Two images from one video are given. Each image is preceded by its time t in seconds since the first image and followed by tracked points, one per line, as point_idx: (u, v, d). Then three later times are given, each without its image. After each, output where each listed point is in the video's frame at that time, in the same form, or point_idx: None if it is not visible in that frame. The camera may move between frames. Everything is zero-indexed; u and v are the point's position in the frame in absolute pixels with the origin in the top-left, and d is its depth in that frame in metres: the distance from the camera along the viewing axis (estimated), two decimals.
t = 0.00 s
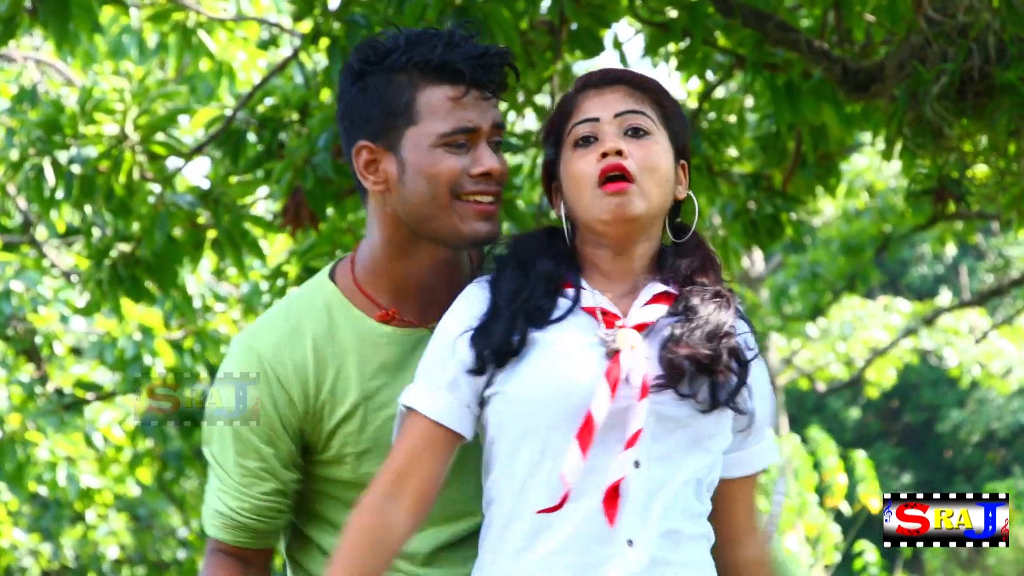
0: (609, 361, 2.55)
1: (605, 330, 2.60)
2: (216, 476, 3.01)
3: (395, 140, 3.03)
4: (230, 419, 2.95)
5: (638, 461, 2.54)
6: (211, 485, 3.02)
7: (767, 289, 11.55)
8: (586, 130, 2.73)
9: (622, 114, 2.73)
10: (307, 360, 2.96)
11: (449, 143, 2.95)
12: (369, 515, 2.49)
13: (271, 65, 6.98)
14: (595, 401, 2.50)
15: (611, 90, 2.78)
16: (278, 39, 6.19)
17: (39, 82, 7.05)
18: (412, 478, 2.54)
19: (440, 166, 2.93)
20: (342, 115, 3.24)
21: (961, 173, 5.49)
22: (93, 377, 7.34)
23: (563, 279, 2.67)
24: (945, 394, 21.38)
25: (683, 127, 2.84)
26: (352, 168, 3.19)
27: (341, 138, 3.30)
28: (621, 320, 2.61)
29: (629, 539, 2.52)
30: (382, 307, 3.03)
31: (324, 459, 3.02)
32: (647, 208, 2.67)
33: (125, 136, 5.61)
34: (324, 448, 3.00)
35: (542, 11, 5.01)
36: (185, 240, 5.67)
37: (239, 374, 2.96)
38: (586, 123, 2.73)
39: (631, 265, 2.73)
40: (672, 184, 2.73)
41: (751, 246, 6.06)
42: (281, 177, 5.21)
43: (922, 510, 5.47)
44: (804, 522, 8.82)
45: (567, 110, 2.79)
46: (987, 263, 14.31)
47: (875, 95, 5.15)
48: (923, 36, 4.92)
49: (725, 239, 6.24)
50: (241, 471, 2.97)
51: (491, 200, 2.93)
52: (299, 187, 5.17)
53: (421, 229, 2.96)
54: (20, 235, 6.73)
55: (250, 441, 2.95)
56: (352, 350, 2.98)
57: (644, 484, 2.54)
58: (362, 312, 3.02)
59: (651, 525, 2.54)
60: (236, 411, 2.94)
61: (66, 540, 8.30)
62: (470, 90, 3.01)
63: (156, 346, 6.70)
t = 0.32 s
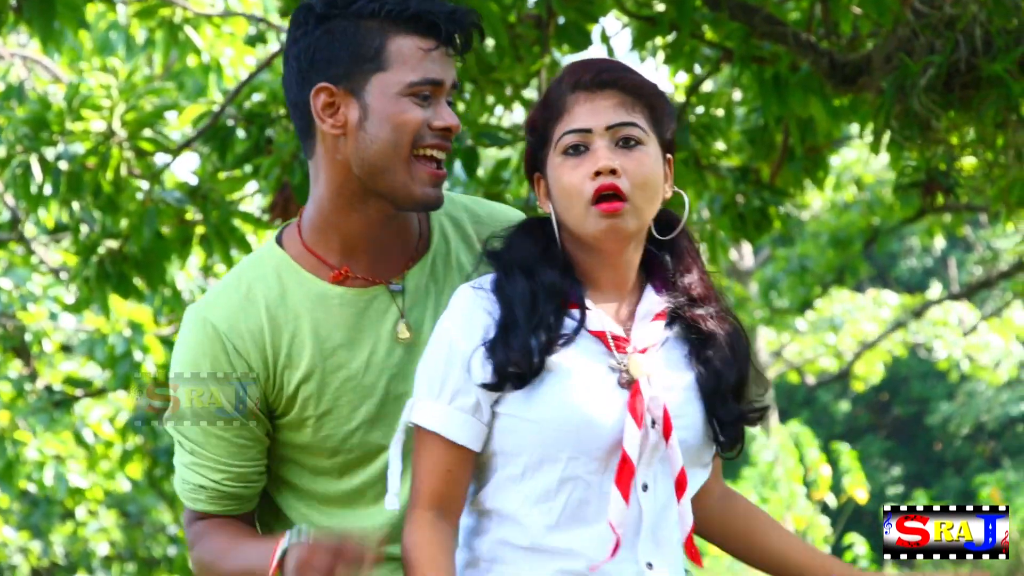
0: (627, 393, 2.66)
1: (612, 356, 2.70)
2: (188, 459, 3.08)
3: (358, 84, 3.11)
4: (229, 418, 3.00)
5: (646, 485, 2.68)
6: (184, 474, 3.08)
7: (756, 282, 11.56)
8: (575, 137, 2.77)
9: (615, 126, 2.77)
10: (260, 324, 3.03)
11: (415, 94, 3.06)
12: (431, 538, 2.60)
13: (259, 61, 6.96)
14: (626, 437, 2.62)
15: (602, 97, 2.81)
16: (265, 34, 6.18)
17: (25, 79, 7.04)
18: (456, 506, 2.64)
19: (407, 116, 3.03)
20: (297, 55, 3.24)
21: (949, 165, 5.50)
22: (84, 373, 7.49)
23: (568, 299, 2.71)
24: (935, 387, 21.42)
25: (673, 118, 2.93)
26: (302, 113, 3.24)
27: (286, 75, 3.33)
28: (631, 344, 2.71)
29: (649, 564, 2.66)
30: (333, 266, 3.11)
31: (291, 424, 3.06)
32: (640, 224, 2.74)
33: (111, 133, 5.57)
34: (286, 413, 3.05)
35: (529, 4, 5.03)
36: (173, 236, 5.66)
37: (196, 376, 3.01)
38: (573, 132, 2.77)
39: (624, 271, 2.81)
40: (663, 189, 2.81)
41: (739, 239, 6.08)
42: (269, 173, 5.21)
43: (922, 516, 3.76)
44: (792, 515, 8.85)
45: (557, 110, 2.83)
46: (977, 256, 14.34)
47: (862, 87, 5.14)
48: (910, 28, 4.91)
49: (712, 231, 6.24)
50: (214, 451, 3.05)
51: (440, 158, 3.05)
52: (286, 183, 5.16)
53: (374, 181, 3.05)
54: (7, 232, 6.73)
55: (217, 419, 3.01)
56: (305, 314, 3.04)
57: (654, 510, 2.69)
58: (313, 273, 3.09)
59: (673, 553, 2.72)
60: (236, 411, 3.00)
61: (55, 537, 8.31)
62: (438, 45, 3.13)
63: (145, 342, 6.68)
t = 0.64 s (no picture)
0: (536, 391, 2.82)
1: (528, 356, 2.88)
2: (190, 465, 3.10)
3: (288, 103, 3.31)
4: (229, 418, 3.13)
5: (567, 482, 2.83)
6: (190, 484, 3.09)
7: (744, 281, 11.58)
8: (483, 143, 2.90)
9: (522, 132, 2.87)
10: (224, 328, 3.17)
11: (341, 115, 3.23)
12: (365, 548, 2.95)
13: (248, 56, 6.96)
14: (527, 441, 2.75)
15: (514, 100, 2.91)
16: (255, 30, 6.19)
17: (14, 72, 7.03)
18: (388, 515, 2.99)
19: (329, 136, 3.21)
20: (240, 65, 3.45)
21: (938, 165, 5.53)
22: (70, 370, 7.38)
23: (482, 303, 2.92)
24: (922, 386, 21.48)
25: (595, 114, 2.99)
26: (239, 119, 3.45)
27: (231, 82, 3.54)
28: (542, 346, 2.88)
29: (572, 562, 2.81)
30: (277, 274, 3.29)
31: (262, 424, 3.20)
32: (548, 230, 2.87)
33: (101, 127, 5.59)
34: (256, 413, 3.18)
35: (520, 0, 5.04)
36: (162, 231, 5.62)
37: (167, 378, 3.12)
38: (485, 137, 2.89)
39: (544, 271, 2.99)
40: (574, 192, 2.91)
41: (728, 238, 6.09)
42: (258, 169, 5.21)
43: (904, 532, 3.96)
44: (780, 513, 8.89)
45: (474, 112, 2.96)
46: (964, 256, 14.40)
47: (852, 87, 5.17)
48: (900, 28, 4.93)
49: (700, 229, 6.25)
50: (215, 446, 3.11)
51: (367, 176, 3.24)
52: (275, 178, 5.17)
53: (303, 197, 3.25)
54: None
55: (213, 404, 3.12)
56: (266, 318, 3.21)
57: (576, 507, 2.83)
58: (258, 280, 3.27)
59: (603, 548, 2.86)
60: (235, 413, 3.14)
61: (41, 531, 8.32)
62: (371, 64, 3.28)
63: (133, 336, 6.69)
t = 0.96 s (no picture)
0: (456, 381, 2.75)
1: (467, 349, 2.79)
2: (191, 472, 3.05)
3: (272, 117, 3.25)
4: (229, 418, 3.09)
5: (497, 473, 2.67)
6: (190, 491, 3.03)
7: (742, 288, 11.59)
8: (455, 160, 2.79)
9: (483, 152, 2.74)
10: (234, 339, 3.17)
11: (323, 112, 3.17)
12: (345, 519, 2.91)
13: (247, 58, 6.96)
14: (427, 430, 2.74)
15: (475, 119, 2.76)
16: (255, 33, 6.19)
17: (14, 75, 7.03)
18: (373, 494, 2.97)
19: (316, 135, 3.15)
20: (220, 99, 3.42)
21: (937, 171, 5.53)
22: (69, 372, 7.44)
23: (446, 305, 2.90)
24: (919, 394, 21.51)
25: (569, 115, 2.77)
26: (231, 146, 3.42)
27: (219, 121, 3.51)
28: (480, 337, 2.78)
29: (498, 554, 2.64)
30: (290, 289, 3.25)
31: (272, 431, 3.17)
32: (522, 243, 2.78)
33: (100, 129, 5.58)
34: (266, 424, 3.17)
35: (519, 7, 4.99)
36: (160, 234, 5.62)
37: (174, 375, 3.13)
38: (452, 156, 2.79)
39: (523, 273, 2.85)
40: (548, 204, 2.77)
41: (726, 244, 6.09)
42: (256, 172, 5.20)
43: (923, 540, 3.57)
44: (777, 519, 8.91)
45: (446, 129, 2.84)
46: (961, 263, 14.45)
47: (851, 94, 5.21)
48: (899, 35, 4.92)
49: (700, 235, 6.25)
50: (217, 454, 3.06)
51: (368, 165, 3.15)
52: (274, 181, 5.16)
53: (307, 203, 3.19)
54: None
55: (214, 402, 3.08)
56: (277, 328, 3.19)
57: (505, 496, 2.65)
58: (271, 295, 3.24)
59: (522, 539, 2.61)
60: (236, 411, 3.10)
61: (38, 533, 8.31)
62: (339, 57, 3.22)
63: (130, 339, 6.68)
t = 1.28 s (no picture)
0: (500, 373, 2.80)
1: (502, 348, 2.84)
2: (202, 430, 2.92)
3: (269, 114, 3.15)
4: (227, 419, 2.90)
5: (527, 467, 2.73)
6: (201, 450, 2.90)
7: (746, 293, 11.59)
8: (490, 165, 2.87)
9: (521, 160, 2.82)
10: (250, 298, 3.05)
11: (308, 120, 3.04)
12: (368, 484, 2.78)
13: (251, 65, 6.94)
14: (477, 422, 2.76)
15: (515, 128, 2.84)
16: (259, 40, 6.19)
17: (18, 82, 7.05)
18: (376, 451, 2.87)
19: (301, 141, 3.04)
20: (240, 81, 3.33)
21: (941, 177, 5.52)
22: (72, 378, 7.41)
23: (475, 300, 2.93)
24: (923, 399, 21.47)
25: (604, 129, 2.89)
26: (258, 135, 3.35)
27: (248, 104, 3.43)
28: (516, 335, 2.84)
29: (522, 544, 2.70)
30: (306, 255, 3.14)
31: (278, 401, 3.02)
32: (547, 248, 2.84)
33: (103, 135, 5.61)
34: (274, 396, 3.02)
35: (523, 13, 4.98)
36: (165, 240, 5.63)
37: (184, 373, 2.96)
38: (489, 160, 2.86)
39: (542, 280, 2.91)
40: (577, 214, 2.84)
41: (730, 250, 6.07)
42: (261, 178, 5.19)
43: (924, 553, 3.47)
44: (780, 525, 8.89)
45: (483, 136, 2.91)
46: (966, 268, 14.44)
47: (855, 99, 5.18)
48: (903, 41, 4.95)
49: (704, 242, 6.24)
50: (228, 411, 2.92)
51: (359, 162, 3.03)
52: (278, 187, 5.16)
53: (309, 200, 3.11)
54: None
55: (213, 405, 2.91)
56: (292, 293, 3.08)
57: (535, 490, 2.71)
58: (288, 257, 3.14)
59: (545, 529, 2.70)
60: (236, 411, 2.92)
61: (43, 540, 8.32)
62: (325, 62, 3.02)
63: (133, 346, 6.67)
